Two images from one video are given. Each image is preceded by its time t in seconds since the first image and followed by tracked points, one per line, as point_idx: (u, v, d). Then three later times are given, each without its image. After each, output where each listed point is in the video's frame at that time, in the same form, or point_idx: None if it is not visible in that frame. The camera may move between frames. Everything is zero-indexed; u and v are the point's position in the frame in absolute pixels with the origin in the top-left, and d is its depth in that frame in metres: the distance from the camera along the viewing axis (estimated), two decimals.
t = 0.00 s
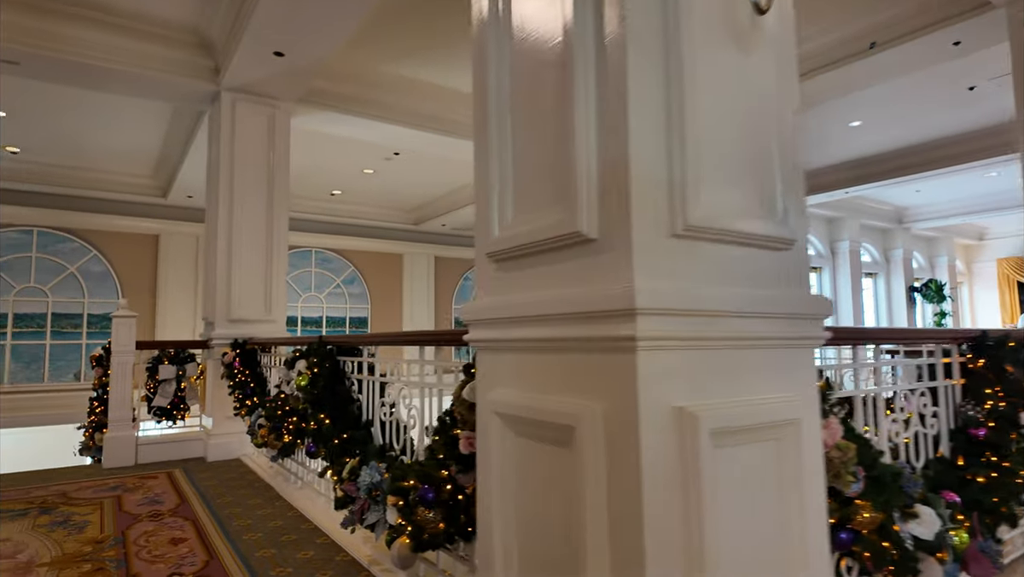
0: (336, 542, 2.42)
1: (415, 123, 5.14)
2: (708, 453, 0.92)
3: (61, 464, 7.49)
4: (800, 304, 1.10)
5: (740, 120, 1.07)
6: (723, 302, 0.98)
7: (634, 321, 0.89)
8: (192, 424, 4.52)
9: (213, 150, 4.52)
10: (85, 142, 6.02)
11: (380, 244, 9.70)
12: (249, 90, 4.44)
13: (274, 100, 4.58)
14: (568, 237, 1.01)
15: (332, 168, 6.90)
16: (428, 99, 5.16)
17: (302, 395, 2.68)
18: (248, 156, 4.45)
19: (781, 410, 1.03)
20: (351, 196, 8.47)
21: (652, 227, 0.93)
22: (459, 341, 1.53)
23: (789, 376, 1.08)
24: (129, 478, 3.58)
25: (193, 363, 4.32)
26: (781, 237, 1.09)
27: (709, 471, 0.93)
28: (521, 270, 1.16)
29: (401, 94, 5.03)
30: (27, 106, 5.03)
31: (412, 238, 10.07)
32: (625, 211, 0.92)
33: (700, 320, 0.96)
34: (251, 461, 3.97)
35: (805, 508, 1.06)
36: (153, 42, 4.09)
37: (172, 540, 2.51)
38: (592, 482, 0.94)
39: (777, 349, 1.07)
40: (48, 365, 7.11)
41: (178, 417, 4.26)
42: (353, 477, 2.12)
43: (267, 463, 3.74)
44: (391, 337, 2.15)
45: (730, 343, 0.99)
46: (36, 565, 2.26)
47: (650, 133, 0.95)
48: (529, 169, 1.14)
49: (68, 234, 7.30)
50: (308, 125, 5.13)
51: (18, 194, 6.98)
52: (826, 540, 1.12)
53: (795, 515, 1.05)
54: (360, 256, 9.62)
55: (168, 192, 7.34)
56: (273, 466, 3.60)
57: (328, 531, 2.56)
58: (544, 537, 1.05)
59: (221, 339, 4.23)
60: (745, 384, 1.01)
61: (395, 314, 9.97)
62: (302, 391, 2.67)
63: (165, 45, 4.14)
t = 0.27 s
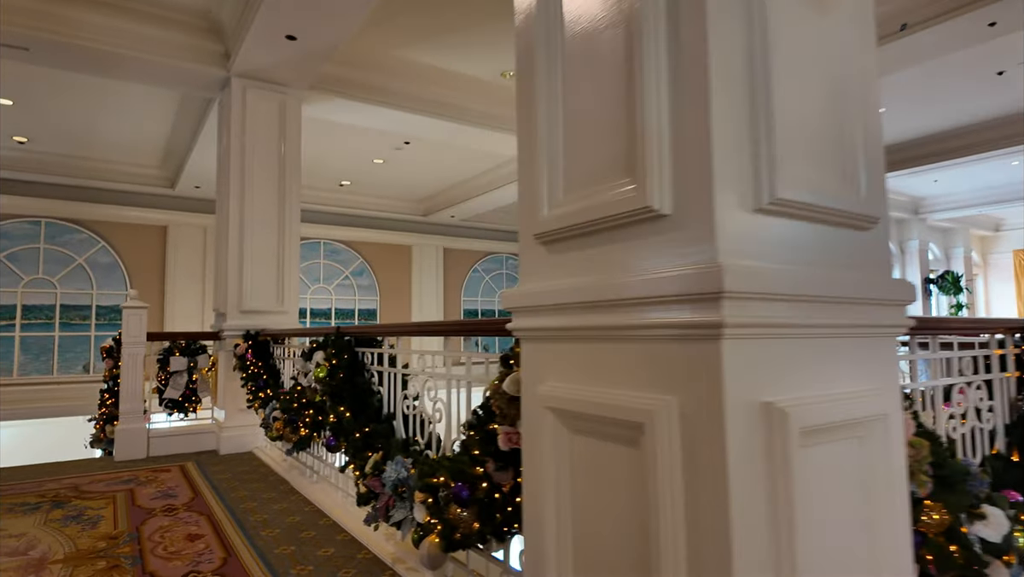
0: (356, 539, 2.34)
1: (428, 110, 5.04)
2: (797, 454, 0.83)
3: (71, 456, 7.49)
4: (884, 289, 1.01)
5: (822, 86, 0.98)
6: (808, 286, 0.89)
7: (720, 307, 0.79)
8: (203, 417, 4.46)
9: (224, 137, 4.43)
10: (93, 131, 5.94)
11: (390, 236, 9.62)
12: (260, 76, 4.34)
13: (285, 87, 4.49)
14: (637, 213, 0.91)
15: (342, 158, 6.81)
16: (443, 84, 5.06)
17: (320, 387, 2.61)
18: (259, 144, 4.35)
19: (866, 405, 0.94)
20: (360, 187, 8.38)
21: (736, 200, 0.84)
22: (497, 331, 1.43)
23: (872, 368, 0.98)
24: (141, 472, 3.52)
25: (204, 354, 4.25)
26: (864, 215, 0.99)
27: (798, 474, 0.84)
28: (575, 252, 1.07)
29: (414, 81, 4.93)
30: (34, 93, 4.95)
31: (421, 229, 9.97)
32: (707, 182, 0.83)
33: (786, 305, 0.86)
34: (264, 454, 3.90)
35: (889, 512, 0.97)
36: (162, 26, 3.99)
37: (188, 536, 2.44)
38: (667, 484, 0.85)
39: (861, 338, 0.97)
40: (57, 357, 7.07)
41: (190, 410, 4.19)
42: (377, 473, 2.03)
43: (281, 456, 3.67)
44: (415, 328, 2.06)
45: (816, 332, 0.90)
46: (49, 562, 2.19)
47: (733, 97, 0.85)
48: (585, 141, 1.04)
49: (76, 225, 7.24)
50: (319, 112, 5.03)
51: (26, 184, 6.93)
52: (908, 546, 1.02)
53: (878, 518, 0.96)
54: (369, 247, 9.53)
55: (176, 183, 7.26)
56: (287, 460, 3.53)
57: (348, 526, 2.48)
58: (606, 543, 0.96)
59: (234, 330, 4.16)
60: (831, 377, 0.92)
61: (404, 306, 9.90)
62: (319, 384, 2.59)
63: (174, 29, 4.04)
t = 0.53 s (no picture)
0: (376, 535, 2.27)
1: (439, 96, 4.96)
2: (898, 452, 0.74)
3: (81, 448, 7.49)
4: (976, 270, 0.91)
5: (912, 43, 0.88)
6: (905, 264, 0.79)
7: (817, 287, 0.70)
8: (214, 409, 4.40)
9: (233, 123, 4.34)
10: (100, 120, 5.86)
11: (397, 226, 9.53)
12: (269, 61, 4.25)
13: (295, 72, 4.39)
14: (711, 184, 0.82)
15: (351, 147, 6.72)
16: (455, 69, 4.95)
17: (337, 379, 2.53)
18: (268, 131, 4.27)
19: (962, 398, 0.85)
20: (368, 177, 8.28)
21: (830, 167, 0.75)
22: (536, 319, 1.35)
23: (965, 357, 0.89)
24: (152, 464, 3.46)
25: (215, 346, 4.19)
26: (956, 187, 0.90)
27: (897, 474, 0.75)
28: (632, 230, 0.98)
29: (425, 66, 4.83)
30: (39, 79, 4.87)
31: (429, 220, 9.88)
32: (798, 146, 0.74)
33: (883, 286, 0.77)
34: (276, 447, 3.84)
35: (984, 515, 0.88)
36: (170, 9, 3.90)
37: (202, 532, 2.37)
38: (750, 486, 0.76)
39: (955, 324, 0.88)
40: (66, 348, 7.03)
41: (200, 401, 4.13)
42: (399, 468, 1.95)
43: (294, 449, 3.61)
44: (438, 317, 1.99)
45: (912, 318, 0.80)
46: (61, 558, 2.13)
47: (826, 51, 0.76)
48: (645, 108, 0.95)
49: (83, 215, 7.18)
50: (329, 100, 4.93)
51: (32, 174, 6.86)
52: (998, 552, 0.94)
53: (970, 521, 0.88)
54: (377, 238, 9.45)
55: (183, 172, 7.18)
56: (300, 453, 3.46)
57: (367, 521, 2.41)
58: (671, 548, 0.87)
59: (244, 321, 4.09)
60: (926, 367, 0.83)
61: (412, 297, 9.82)
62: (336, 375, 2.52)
63: (182, 12, 3.95)
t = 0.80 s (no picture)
0: (391, 542, 2.17)
1: (448, 87, 4.86)
2: None
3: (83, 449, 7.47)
4: None
5: None
6: None
7: (941, 280, 0.59)
8: (220, 407, 4.31)
9: (238, 114, 4.24)
10: (103, 113, 5.78)
11: (403, 221, 9.44)
12: (275, 51, 4.14)
13: (302, 62, 4.28)
14: (799, 161, 0.70)
15: (357, 140, 6.62)
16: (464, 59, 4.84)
17: (348, 378, 2.44)
18: (275, 123, 4.17)
19: None
20: (374, 172, 8.17)
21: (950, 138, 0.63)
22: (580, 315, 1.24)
23: None
24: (157, 465, 3.38)
25: (221, 343, 4.10)
26: None
27: None
28: (694, 217, 0.86)
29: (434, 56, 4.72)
30: (40, 70, 4.78)
31: (435, 215, 9.77)
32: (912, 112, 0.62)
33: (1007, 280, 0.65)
34: (284, 446, 3.75)
35: None
36: None
37: (209, 538, 2.27)
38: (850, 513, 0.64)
39: None
40: (70, 345, 6.97)
41: (206, 400, 4.05)
42: (417, 473, 1.86)
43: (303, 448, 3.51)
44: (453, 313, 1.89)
45: None
46: (62, 567, 2.04)
47: None
48: (711, 76, 0.83)
49: (86, 210, 7.11)
50: (335, 91, 4.82)
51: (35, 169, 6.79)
52: None
53: None
54: (383, 233, 9.36)
55: (188, 167, 7.10)
56: (309, 453, 3.37)
57: (381, 527, 2.31)
58: None
59: (251, 317, 4.00)
60: None
61: (418, 293, 9.73)
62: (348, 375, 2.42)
63: None
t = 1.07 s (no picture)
0: (407, 559, 2.08)
1: (457, 83, 4.76)
2: None
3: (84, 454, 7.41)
4: None
5: None
6: None
7: None
8: (226, 411, 4.22)
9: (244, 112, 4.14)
10: (106, 110, 5.68)
11: (409, 221, 9.34)
12: (282, 46, 4.04)
13: (309, 58, 4.18)
14: (926, 155, 0.60)
15: (363, 139, 6.51)
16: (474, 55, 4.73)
17: (361, 385, 2.33)
18: (281, 120, 4.07)
19: None
20: (379, 171, 8.06)
21: None
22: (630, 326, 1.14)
23: None
24: (162, 472, 3.29)
25: (226, 346, 4.00)
26: None
27: None
28: (780, 220, 0.75)
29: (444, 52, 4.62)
30: (41, 66, 4.68)
31: (441, 215, 9.67)
32: None
33: None
34: (292, 451, 3.66)
35: None
36: None
37: (217, 553, 2.17)
38: None
39: None
40: (73, 346, 6.88)
41: (212, 404, 3.95)
42: (437, 488, 1.76)
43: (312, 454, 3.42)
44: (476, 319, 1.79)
45: None
46: None
47: None
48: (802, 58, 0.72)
49: (89, 210, 7.01)
50: (343, 88, 4.72)
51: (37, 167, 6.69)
52: None
53: None
54: (388, 232, 9.25)
55: (191, 165, 7.00)
56: (317, 459, 3.27)
57: (396, 542, 2.22)
58: None
59: (257, 320, 3.90)
60: None
61: (423, 293, 9.62)
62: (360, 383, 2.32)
63: None
